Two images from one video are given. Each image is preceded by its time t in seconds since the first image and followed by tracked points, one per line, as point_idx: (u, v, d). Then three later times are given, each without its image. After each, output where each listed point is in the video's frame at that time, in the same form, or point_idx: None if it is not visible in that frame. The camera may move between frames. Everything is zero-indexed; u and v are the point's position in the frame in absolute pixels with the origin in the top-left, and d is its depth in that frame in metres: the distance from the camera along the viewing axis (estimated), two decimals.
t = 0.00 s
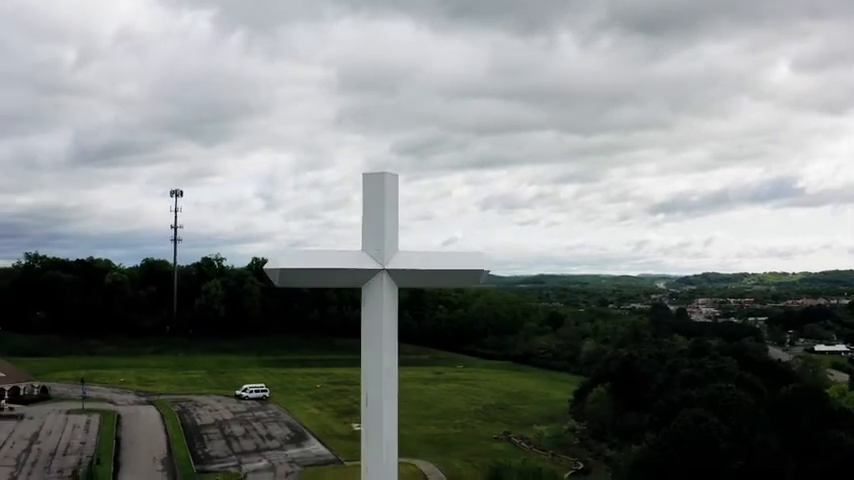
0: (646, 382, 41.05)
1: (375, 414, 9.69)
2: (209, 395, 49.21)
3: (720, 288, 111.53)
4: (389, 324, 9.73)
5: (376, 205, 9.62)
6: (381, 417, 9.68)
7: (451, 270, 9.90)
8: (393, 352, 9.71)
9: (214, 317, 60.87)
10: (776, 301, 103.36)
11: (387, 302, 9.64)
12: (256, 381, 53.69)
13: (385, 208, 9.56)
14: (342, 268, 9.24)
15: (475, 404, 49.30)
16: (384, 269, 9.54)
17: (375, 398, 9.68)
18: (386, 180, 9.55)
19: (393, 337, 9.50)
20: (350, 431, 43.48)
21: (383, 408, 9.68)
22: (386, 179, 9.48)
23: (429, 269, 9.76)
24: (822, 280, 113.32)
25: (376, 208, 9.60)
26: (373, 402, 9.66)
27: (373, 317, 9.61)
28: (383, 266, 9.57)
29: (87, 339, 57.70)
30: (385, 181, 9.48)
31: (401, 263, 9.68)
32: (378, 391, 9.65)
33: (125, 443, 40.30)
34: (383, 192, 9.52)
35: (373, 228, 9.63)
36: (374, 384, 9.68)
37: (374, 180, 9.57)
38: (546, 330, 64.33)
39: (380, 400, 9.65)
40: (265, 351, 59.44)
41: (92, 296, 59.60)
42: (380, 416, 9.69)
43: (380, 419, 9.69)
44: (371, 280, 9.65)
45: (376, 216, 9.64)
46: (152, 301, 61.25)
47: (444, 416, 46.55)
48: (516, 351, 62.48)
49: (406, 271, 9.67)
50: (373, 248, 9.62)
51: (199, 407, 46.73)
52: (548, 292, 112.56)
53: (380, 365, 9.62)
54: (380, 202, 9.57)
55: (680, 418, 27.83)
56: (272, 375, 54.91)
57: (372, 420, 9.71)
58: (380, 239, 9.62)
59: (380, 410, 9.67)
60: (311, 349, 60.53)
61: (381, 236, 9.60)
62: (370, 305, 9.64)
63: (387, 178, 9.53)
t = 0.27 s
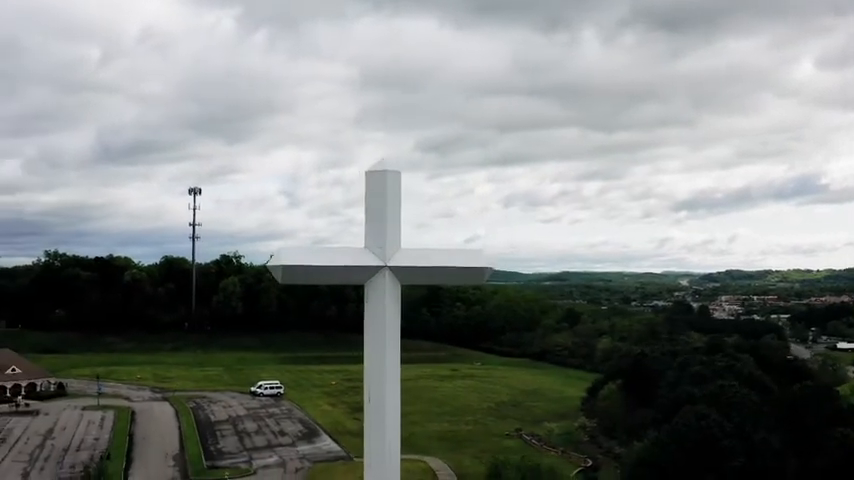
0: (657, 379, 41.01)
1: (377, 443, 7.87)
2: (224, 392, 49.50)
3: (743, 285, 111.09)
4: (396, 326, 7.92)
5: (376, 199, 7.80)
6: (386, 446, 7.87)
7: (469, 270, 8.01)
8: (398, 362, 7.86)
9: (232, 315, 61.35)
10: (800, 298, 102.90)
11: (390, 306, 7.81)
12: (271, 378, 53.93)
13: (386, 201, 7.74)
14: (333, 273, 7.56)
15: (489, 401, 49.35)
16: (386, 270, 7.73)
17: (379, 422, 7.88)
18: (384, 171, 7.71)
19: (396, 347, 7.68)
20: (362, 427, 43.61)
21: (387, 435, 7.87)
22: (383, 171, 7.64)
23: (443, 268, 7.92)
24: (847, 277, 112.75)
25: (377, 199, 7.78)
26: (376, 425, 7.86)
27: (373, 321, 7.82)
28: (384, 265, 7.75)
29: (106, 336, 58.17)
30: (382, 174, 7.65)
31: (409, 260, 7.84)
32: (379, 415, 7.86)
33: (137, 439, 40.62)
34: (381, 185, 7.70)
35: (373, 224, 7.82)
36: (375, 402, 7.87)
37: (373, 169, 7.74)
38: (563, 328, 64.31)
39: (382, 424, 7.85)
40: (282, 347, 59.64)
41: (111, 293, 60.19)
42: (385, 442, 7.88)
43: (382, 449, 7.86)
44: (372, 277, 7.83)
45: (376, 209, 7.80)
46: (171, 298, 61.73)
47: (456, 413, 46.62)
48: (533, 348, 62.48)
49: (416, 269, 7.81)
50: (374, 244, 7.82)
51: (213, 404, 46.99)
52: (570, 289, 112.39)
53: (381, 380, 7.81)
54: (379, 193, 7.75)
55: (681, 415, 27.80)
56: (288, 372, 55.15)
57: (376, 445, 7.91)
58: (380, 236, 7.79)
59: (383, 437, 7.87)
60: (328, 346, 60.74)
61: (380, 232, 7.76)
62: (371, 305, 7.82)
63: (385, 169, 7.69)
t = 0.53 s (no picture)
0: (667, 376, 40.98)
1: (380, 433, 8.24)
2: (239, 389, 49.82)
3: (767, 282, 110.50)
4: (396, 318, 8.32)
5: (381, 197, 8.25)
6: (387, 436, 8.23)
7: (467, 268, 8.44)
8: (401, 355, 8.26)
9: (250, 312, 61.74)
10: (824, 296, 102.29)
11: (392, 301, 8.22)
12: (286, 374, 54.23)
13: (391, 200, 8.20)
14: (338, 266, 8.02)
15: (503, 398, 49.43)
16: (389, 265, 8.19)
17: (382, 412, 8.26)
18: (390, 171, 8.15)
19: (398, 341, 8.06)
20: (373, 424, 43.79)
21: (389, 425, 8.24)
22: (390, 170, 8.09)
23: (442, 266, 8.36)
24: None
25: (381, 198, 8.24)
26: (378, 417, 8.24)
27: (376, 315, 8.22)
28: (388, 261, 8.21)
29: (124, 333, 58.67)
30: (388, 173, 8.09)
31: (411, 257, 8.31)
32: (383, 404, 8.25)
33: (150, 435, 40.97)
34: (387, 184, 8.15)
35: (377, 221, 8.28)
36: (379, 394, 8.26)
37: (378, 169, 8.19)
38: (580, 325, 64.28)
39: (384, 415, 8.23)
40: (299, 344, 59.89)
41: (130, 291, 60.82)
42: (387, 432, 8.25)
43: (385, 438, 8.22)
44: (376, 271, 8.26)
45: (380, 207, 8.25)
46: (189, 296, 62.24)
47: (469, 410, 46.73)
48: (550, 345, 62.47)
49: (418, 265, 8.29)
50: (376, 241, 8.29)
51: (227, 401, 47.31)
52: (592, 286, 112.17)
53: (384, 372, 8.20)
54: (385, 192, 8.21)
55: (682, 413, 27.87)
56: (304, 369, 55.39)
57: (378, 432, 8.27)
58: (383, 233, 8.25)
59: (385, 426, 8.23)
60: (344, 342, 60.98)
61: (384, 230, 8.22)
62: (374, 299, 8.22)
63: (392, 168, 8.13)
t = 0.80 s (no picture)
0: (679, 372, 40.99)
1: (383, 426, 8.10)
2: (256, 385, 50.20)
3: (793, 279, 109.90)
4: (398, 317, 8.19)
5: (383, 192, 8.05)
6: (390, 429, 8.08)
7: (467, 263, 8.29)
8: (404, 347, 8.15)
9: (270, 308, 62.16)
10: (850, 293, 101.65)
11: (395, 292, 8.09)
12: (304, 370, 54.55)
13: (392, 196, 7.99)
14: (337, 263, 7.89)
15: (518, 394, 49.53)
16: (390, 261, 8.03)
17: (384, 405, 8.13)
18: (391, 167, 7.95)
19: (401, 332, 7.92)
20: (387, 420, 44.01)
21: (392, 418, 8.09)
22: (390, 167, 7.88)
23: (442, 261, 8.17)
24: None
25: (382, 194, 8.03)
26: (381, 410, 8.10)
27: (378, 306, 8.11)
28: (389, 258, 8.05)
29: (145, 329, 59.22)
30: (389, 170, 7.89)
31: (412, 253, 8.13)
32: (386, 397, 8.11)
33: (165, 430, 41.32)
34: (388, 181, 7.95)
35: (378, 216, 8.09)
36: (381, 384, 8.14)
37: (380, 163, 7.98)
38: (599, 321, 64.26)
39: (387, 406, 8.09)
40: (318, 341, 60.23)
41: (150, 288, 61.40)
42: (390, 424, 8.11)
43: (388, 432, 8.08)
44: (378, 269, 8.12)
45: (382, 201, 8.05)
46: (209, 293, 62.76)
47: (483, 406, 46.88)
48: (569, 342, 62.53)
49: (420, 262, 8.12)
50: (378, 236, 8.11)
51: (243, 397, 47.63)
52: (618, 283, 112.01)
53: (386, 363, 8.08)
54: (387, 189, 8.00)
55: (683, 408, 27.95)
56: (321, 365, 55.70)
57: (380, 424, 8.14)
58: (385, 228, 8.06)
59: (387, 419, 8.09)
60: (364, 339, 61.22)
61: (384, 226, 8.02)
62: (376, 290, 8.11)
63: (392, 165, 7.93)
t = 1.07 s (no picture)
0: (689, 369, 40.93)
1: (384, 419, 8.93)
2: (271, 381, 50.49)
3: (818, 277, 109.16)
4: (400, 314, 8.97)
5: (383, 192, 8.83)
6: (390, 421, 8.91)
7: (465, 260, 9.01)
8: (404, 346, 8.94)
9: (287, 305, 62.45)
10: None
11: (395, 295, 8.88)
12: (319, 367, 54.79)
13: (394, 196, 8.79)
14: (342, 258, 8.69)
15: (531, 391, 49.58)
16: (390, 258, 8.78)
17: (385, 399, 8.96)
18: (390, 167, 8.73)
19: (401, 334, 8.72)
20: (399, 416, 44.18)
21: (393, 411, 8.92)
22: (388, 167, 8.67)
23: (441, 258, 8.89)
24: None
25: (384, 196, 8.82)
26: (383, 404, 8.93)
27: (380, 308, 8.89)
28: (390, 255, 8.80)
29: (162, 326, 59.63)
30: (387, 170, 8.68)
31: (413, 251, 8.86)
32: (387, 393, 8.93)
33: (177, 426, 41.62)
34: (389, 181, 8.74)
35: (381, 215, 8.85)
36: (382, 381, 8.95)
37: (381, 166, 8.78)
38: (616, 318, 64.18)
39: (387, 401, 8.91)
40: (335, 337, 60.46)
41: (168, 285, 61.78)
42: (390, 417, 8.94)
43: (389, 424, 8.92)
44: (380, 268, 8.89)
45: (385, 200, 8.84)
46: (227, 289, 63.09)
47: (496, 403, 46.98)
48: (585, 339, 62.49)
49: (421, 258, 8.86)
50: (381, 235, 8.86)
51: (257, 392, 47.92)
52: (641, 280, 111.55)
53: (387, 362, 8.89)
54: (389, 189, 8.79)
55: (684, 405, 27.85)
56: (337, 361, 55.92)
57: (382, 420, 8.96)
58: (386, 226, 8.83)
59: (388, 413, 8.92)
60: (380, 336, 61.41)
61: (386, 223, 8.80)
62: (379, 291, 8.88)
63: (390, 164, 8.71)
